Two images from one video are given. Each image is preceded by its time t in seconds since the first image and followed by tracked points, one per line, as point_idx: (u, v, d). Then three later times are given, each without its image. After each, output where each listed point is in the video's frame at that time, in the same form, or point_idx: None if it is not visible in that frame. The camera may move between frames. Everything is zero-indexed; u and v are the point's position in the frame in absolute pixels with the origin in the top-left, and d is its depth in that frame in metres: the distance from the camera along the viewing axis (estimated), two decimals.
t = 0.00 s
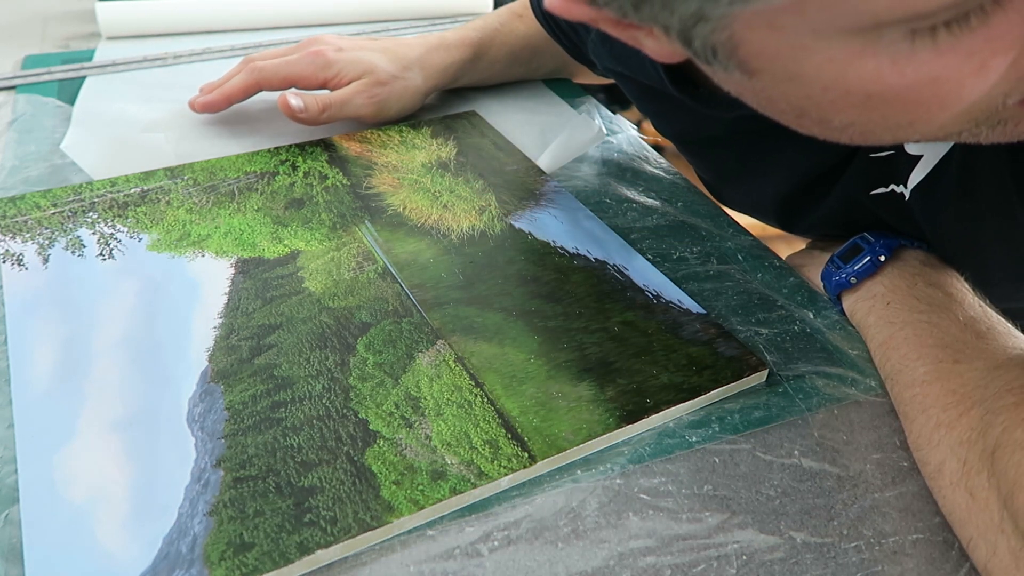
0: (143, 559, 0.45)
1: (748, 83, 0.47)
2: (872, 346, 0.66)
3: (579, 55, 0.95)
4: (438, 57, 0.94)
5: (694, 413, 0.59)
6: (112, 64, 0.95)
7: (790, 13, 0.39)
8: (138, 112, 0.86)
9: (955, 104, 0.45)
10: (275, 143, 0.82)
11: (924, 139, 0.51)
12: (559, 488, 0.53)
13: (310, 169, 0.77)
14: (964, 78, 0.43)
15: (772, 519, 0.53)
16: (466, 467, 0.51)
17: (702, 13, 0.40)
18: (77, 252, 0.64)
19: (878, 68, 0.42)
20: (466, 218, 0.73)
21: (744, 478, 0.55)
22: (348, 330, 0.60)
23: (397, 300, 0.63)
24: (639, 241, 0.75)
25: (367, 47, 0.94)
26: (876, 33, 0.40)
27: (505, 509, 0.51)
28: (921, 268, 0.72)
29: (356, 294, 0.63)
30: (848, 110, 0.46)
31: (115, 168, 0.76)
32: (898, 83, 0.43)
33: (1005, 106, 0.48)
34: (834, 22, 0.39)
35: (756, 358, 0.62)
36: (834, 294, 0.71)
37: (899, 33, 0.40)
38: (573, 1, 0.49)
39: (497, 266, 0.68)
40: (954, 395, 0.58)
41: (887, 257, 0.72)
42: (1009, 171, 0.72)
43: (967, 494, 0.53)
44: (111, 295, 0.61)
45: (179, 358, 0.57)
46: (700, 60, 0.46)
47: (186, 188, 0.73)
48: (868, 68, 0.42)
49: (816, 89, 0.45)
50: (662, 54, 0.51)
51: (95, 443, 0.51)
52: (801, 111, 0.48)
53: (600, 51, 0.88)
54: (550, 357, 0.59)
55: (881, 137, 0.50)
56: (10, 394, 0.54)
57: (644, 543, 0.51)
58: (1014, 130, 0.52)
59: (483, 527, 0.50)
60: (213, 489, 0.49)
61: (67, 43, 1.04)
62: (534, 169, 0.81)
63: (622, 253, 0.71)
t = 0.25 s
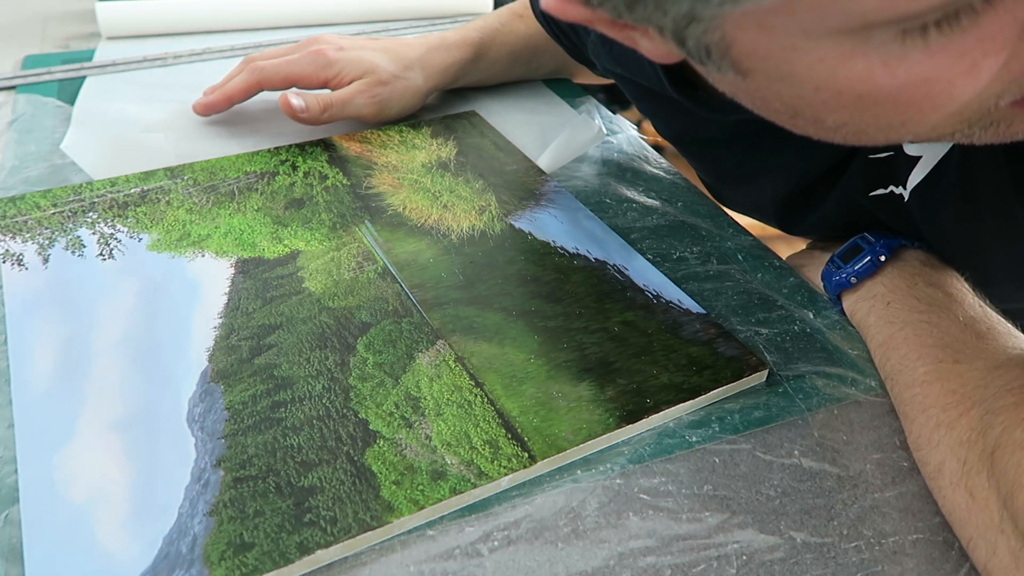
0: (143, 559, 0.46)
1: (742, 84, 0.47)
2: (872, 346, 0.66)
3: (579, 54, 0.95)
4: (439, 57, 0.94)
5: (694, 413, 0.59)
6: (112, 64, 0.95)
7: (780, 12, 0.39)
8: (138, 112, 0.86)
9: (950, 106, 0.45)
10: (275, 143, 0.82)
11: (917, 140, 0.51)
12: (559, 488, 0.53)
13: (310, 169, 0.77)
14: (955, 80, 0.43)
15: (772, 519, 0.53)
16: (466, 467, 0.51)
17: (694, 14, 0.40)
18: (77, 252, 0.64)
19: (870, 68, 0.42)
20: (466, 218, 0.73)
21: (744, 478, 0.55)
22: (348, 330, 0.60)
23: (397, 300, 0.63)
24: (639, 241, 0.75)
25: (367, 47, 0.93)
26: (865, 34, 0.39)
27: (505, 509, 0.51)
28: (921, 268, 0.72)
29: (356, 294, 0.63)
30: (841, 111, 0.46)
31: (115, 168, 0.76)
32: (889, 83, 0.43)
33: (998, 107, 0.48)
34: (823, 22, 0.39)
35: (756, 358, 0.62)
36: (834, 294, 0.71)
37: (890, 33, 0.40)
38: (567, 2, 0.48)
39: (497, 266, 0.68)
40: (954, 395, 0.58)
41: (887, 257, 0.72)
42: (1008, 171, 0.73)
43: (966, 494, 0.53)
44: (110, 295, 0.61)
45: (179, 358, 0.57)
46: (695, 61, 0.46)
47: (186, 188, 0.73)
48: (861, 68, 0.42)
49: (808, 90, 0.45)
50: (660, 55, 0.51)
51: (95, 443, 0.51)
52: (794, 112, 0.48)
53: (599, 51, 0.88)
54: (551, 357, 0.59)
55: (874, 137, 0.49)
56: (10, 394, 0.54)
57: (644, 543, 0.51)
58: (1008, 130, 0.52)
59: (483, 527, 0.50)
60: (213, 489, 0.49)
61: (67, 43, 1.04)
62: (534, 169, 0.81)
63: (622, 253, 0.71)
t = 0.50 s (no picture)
0: (143, 559, 0.45)
1: (741, 84, 0.47)
2: (872, 346, 0.66)
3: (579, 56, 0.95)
4: (439, 57, 0.94)
5: (694, 413, 0.59)
6: (112, 63, 0.95)
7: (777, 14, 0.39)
8: (138, 112, 0.86)
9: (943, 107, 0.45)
10: (275, 143, 0.82)
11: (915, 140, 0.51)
12: (559, 488, 0.53)
13: (310, 169, 0.77)
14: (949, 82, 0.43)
15: (772, 519, 0.53)
16: (466, 467, 0.51)
17: (693, 15, 0.41)
18: (77, 252, 0.64)
19: (867, 69, 0.42)
20: (466, 218, 0.73)
21: (744, 478, 0.55)
22: (348, 330, 0.60)
23: (397, 300, 0.63)
24: (639, 241, 0.75)
25: (368, 47, 0.94)
26: (862, 36, 0.39)
27: (505, 509, 0.51)
28: (921, 268, 0.72)
29: (356, 294, 0.63)
30: (840, 111, 0.46)
31: (115, 168, 0.76)
32: (887, 85, 0.43)
33: (995, 108, 0.48)
34: (819, 24, 0.39)
35: (756, 358, 0.62)
36: (834, 293, 0.71)
37: (888, 34, 0.40)
38: (567, 3, 0.49)
39: (497, 266, 0.68)
40: (955, 395, 0.58)
41: (887, 257, 0.72)
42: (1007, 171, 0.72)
43: (966, 493, 0.53)
44: (110, 295, 0.61)
45: (179, 358, 0.57)
46: (693, 62, 0.47)
47: (186, 188, 0.73)
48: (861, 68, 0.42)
49: (806, 91, 0.45)
50: (660, 55, 0.51)
51: (95, 443, 0.51)
52: (794, 112, 0.48)
53: (600, 52, 0.87)
54: (550, 357, 0.59)
55: (873, 138, 0.49)
56: (10, 394, 0.54)
57: (644, 543, 0.51)
58: (1005, 132, 0.52)
59: (483, 526, 0.50)
60: (213, 489, 0.49)
61: (67, 43, 1.04)
62: (534, 169, 0.81)
63: (622, 253, 0.71)
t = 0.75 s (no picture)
0: (143, 559, 0.45)
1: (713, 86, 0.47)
2: (872, 346, 0.66)
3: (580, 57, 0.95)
4: (440, 57, 0.94)
5: (694, 413, 0.59)
6: (112, 63, 0.95)
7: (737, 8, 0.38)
8: (138, 112, 0.86)
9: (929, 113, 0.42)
10: (275, 143, 0.82)
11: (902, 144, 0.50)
12: (559, 488, 0.53)
13: (310, 169, 0.77)
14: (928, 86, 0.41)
15: (772, 519, 0.53)
16: (466, 467, 0.51)
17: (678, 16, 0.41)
18: (77, 252, 0.64)
19: (835, 71, 0.40)
20: (466, 218, 0.73)
21: (744, 478, 0.55)
22: (348, 330, 0.60)
23: (397, 300, 0.63)
24: (639, 241, 0.75)
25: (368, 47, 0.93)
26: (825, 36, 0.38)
27: (505, 509, 0.51)
28: (921, 268, 0.72)
29: (356, 294, 0.63)
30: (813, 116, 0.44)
31: (115, 169, 0.76)
32: (857, 88, 0.41)
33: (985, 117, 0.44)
34: (782, 24, 0.38)
35: (756, 358, 0.62)
36: (834, 294, 0.71)
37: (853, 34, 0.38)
38: None
39: (497, 266, 0.68)
40: (955, 395, 0.58)
41: (887, 257, 0.73)
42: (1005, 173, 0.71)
43: (966, 493, 0.53)
44: (110, 296, 0.61)
45: (179, 358, 0.57)
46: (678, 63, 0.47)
47: (186, 188, 0.73)
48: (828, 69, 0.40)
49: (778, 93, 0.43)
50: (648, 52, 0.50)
51: (95, 444, 0.51)
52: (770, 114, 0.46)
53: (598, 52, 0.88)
54: (550, 357, 0.59)
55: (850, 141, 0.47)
56: (10, 394, 0.54)
57: (644, 543, 0.51)
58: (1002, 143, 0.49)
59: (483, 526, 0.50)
60: (213, 489, 0.49)
61: (67, 43, 1.04)
62: (534, 169, 0.81)
63: (622, 253, 0.71)
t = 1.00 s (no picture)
0: (143, 559, 0.45)
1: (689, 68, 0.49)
2: (871, 345, 0.66)
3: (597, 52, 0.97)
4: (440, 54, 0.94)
5: (694, 413, 0.59)
6: (112, 64, 0.95)
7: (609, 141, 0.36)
8: (138, 112, 0.86)
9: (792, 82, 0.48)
10: (275, 143, 0.82)
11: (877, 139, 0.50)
12: (559, 488, 0.53)
13: (310, 169, 0.77)
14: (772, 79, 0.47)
15: (772, 519, 0.53)
16: (466, 467, 0.51)
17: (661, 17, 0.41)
18: (77, 252, 0.64)
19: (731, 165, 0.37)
20: (466, 218, 0.73)
21: (744, 478, 0.55)
22: (348, 330, 0.60)
23: (397, 300, 0.63)
24: (639, 242, 0.75)
25: (372, 41, 0.94)
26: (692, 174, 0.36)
27: (505, 509, 0.51)
28: (920, 268, 0.72)
29: (356, 295, 0.63)
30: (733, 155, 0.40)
31: (115, 169, 0.76)
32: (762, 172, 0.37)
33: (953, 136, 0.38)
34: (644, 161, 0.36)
35: (756, 358, 0.62)
36: (834, 293, 0.71)
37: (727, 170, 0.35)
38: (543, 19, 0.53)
39: (497, 266, 0.68)
40: (953, 395, 0.58)
41: (886, 257, 0.73)
42: (996, 175, 0.69)
43: (961, 493, 0.53)
44: (110, 296, 0.61)
45: (179, 358, 0.57)
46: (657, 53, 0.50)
47: (186, 188, 0.73)
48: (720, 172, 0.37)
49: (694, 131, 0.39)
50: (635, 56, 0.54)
51: (95, 444, 0.51)
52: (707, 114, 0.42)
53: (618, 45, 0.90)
54: (550, 357, 0.59)
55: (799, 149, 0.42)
56: (10, 394, 0.54)
57: (644, 543, 0.51)
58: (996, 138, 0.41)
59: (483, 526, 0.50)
60: (213, 489, 0.49)
61: (67, 43, 1.04)
62: (534, 169, 0.81)
63: (622, 253, 0.71)
